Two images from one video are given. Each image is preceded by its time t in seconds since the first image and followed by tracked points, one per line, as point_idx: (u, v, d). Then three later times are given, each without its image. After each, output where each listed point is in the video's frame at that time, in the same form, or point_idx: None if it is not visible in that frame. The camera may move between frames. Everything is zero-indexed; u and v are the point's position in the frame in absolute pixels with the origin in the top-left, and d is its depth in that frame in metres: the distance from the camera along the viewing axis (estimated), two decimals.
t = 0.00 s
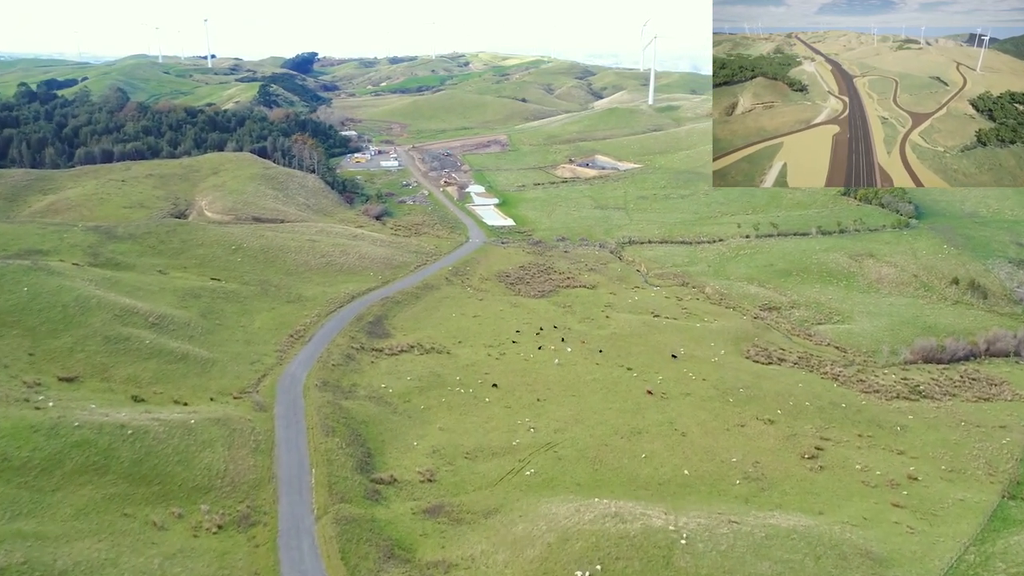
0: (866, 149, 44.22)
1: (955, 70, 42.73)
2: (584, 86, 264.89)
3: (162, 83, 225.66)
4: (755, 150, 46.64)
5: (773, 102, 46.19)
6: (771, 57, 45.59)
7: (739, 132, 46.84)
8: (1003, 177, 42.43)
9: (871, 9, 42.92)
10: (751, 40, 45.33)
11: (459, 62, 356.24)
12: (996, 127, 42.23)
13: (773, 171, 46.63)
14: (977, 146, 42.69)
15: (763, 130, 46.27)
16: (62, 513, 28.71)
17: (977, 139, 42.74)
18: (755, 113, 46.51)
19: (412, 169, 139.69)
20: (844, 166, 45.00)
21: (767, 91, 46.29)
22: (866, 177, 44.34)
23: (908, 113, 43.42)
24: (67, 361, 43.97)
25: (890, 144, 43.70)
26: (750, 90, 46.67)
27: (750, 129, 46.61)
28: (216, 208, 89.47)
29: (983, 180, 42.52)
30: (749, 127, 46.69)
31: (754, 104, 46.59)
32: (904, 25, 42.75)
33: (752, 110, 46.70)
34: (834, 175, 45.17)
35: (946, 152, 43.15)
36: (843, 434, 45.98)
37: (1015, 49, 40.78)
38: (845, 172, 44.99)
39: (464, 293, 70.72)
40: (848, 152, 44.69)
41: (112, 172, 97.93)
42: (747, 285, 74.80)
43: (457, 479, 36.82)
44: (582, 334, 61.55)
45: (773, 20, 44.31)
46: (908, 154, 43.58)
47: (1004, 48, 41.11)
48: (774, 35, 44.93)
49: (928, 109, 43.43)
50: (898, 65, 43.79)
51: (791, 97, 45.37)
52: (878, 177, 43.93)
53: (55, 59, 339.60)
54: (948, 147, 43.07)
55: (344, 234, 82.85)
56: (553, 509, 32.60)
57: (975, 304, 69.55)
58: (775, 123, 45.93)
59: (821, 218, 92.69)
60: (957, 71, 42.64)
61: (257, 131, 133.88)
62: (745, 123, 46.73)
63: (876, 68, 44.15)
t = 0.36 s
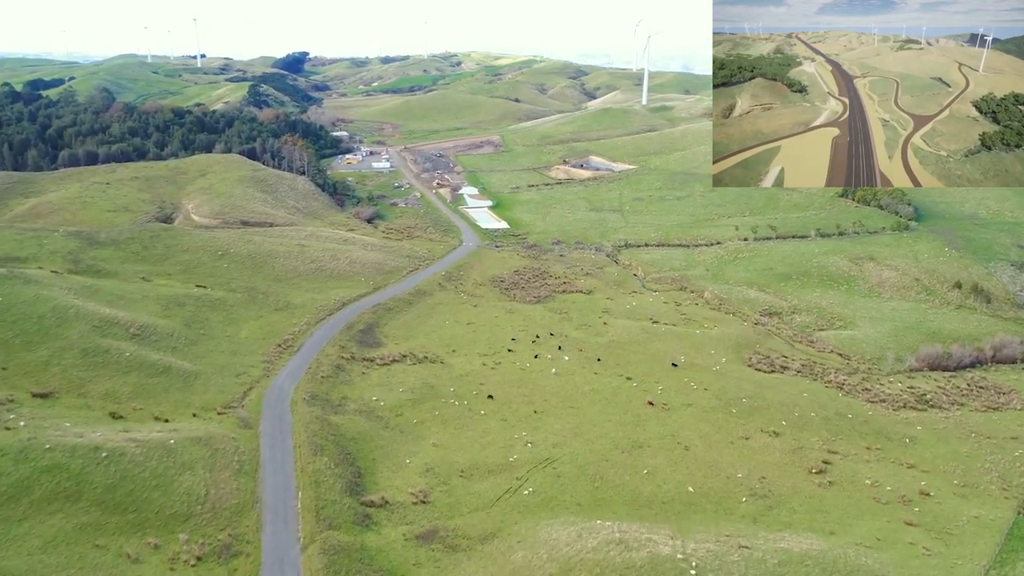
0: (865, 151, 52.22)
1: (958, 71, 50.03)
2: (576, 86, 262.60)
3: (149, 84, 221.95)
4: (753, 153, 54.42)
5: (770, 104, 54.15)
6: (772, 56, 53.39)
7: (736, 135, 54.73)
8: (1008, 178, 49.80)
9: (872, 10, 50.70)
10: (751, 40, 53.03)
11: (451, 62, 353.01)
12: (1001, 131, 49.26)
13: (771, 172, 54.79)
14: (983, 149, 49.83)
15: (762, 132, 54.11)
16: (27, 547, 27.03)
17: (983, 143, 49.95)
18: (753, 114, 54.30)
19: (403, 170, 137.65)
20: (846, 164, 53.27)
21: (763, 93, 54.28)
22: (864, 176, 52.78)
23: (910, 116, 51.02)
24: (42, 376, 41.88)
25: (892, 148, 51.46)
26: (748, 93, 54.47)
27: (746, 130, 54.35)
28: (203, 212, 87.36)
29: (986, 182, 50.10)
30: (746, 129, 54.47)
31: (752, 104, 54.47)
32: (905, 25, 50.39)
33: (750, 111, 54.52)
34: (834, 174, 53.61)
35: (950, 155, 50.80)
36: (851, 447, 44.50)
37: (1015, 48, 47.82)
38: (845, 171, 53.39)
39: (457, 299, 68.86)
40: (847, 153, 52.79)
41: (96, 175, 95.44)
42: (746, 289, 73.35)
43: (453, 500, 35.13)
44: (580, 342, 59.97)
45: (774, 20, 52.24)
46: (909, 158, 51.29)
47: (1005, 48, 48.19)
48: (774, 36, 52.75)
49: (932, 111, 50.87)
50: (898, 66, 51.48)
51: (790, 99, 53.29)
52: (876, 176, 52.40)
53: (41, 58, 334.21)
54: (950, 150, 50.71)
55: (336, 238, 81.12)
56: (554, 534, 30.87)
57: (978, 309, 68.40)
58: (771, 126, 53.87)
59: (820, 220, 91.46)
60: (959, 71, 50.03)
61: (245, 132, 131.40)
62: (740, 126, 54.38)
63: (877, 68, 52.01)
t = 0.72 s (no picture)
0: (866, 152, 54.36)
1: (960, 72, 52.08)
2: (569, 86, 260.57)
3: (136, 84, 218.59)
4: (751, 157, 56.00)
5: (768, 106, 55.39)
6: (772, 56, 54.40)
7: (733, 138, 56.27)
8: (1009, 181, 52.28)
9: (873, 10, 52.23)
10: (751, 40, 53.98)
11: (443, 62, 350.39)
12: (1005, 135, 51.53)
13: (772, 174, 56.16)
14: (989, 154, 52.07)
15: (759, 136, 55.63)
16: None
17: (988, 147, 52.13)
18: (751, 116, 55.63)
19: (395, 171, 135.56)
20: (846, 159, 55.26)
21: (761, 95, 55.41)
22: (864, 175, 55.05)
23: (912, 118, 52.99)
24: (14, 393, 39.80)
25: (893, 153, 53.61)
26: (747, 94, 55.67)
27: (742, 134, 55.95)
28: (189, 216, 85.16)
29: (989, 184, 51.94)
30: (743, 132, 56.00)
31: (749, 107, 55.72)
32: (906, 25, 52.00)
33: (748, 112, 55.78)
34: (835, 174, 55.69)
35: (955, 160, 52.90)
36: (859, 460, 43.02)
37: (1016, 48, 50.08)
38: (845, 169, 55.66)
39: (450, 305, 67.07)
40: (847, 153, 54.86)
41: (79, 178, 92.97)
42: (745, 294, 71.93)
43: (447, 524, 33.59)
44: (577, 349, 58.27)
45: (775, 20, 53.34)
46: (911, 162, 53.46)
47: (1007, 48, 50.43)
48: (774, 36, 53.83)
49: (935, 113, 52.74)
50: (898, 68, 53.19)
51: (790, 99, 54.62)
52: (876, 177, 54.68)
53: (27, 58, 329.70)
54: (956, 154, 52.79)
55: (327, 242, 79.27)
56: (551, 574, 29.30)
57: (982, 313, 67.21)
58: (768, 130, 55.38)
59: (819, 223, 90.17)
60: (961, 72, 52.05)
61: (233, 133, 128.99)
62: (737, 129, 55.92)
63: (876, 70, 53.57)
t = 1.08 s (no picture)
0: (867, 151, 53.10)
1: (963, 74, 50.49)
2: (561, 86, 258.87)
3: (123, 84, 215.78)
4: (748, 161, 55.58)
5: (767, 107, 54.90)
6: (771, 57, 53.72)
7: (729, 142, 56.10)
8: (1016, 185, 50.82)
9: (873, 10, 51.13)
10: (751, 40, 53.25)
11: (433, 61, 348.14)
12: (1011, 140, 50.17)
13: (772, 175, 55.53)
14: (995, 161, 50.64)
15: (755, 140, 55.31)
16: None
17: (994, 153, 50.69)
18: (748, 119, 55.31)
19: (385, 173, 133.50)
20: (846, 159, 54.04)
21: (759, 97, 55.02)
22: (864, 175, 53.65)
23: (914, 121, 51.67)
24: None
25: (894, 157, 52.27)
26: (745, 97, 55.32)
27: (738, 138, 55.68)
28: (173, 219, 83.06)
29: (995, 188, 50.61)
30: (738, 136, 55.74)
31: (746, 109, 55.37)
32: (908, 26, 50.76)
33: (745, 114, 55.46)
34: (835, 176, 54.57)
35: (960, 167, 51.49)
36: (867, 475, 41.52)
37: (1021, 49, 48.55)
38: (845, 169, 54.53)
39: (442, 312, 65.21)
40: (848, 154, 53.84)
41: (59, 180, 90.54)
42: (743, 298, 70.45)
43: (441, 549, 31.99)
44: (573, 358, 56.55)
45: (776, 20, 52.45)
46: (912, 166, 52.17)
47: (1011, 49, 48.90)
48: (774, 36, 52.98)
49: (938, 115, 51.30)
50: (899, 68, 51.98)
51: (789, 100, 54.05)
52: (876, 175, 53.23)
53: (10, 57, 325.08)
54: (960, 160, 51.31)
55: (315, 246, 77.27)
56: None
57: (984, 317, 65.94)
58: (765, 133, 55.03)
59: (816, 225, 88.83)
60: (964, 74, 50.47)
61: (220, 134, 126.69)
62: (733, 132, 55.70)
63: (877, 70, 52.44)
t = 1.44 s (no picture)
0: (866, 152, 52.47)
1: (965, 74, 49.43)
2: (553, 86, 256.96)
3: (108, 83, 212.21)
4: (746, 166, 54.91)
5: (766, 109, 54.52)
6: (771, 57, 53.13)
7: (724, 146, 55.40)
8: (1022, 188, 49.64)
9: (873, 10, 50.41)
10: (751, 40, 52.79)
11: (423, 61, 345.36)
12: (1016, 144, 49.14)
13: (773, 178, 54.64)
14: (1000, 166, 49.61)
15: (752, 143, 54.71)
16: None
17: (999, 158, 49.66)
18: (746, 121, 54.78)
19: (376, 174, 131.48)
20: (845, 162, 53.42)
21: (757, 98, 54.66)
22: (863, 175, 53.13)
23: (915, 124, 50.90)
24: None
25: (896, 162, 51.61)
26: (743, 98, 54.90)
27: (734, 142, 55.05)
28: (157, 223, 80.90)
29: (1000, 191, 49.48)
30: (733, 140, 55.16)
31: (744, 110, 54.85)
32: (908, 25, 49.97)
33: (744, 116, 54.89)
34: (835, 175, 53.81)
35: (964, 171, 50.48)
36: (875, 490, 40.08)
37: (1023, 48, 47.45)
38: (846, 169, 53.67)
39: (434, 319, 63.39)
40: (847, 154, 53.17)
41: (40, 182, 88.04)
42: (742, 303, 69.01)
43: None
44: (569, 367, 54.88)
45: (776, 20, 52.06)
46: (914, 168, 51.39)
47: (1013, 49, 47.80)
48: (775, 36, 52.46)
49: (941, 118, 50.35)
50: (901, 69, 51.17)
51: (789, 100, 53.64)
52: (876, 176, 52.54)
53: None
54: (964, 164, 50.28)
55: (303, 250, 75.32)
56: None
57: (986, 322, 64.80)
58: (762, 137, 54.51)
59: (814, 227, 87.55)
60: (967, 74, 49.39)
61: (207, 134, 124.32)
62: (729, 136, 55.08)
63: (878, 70, 51.58)
